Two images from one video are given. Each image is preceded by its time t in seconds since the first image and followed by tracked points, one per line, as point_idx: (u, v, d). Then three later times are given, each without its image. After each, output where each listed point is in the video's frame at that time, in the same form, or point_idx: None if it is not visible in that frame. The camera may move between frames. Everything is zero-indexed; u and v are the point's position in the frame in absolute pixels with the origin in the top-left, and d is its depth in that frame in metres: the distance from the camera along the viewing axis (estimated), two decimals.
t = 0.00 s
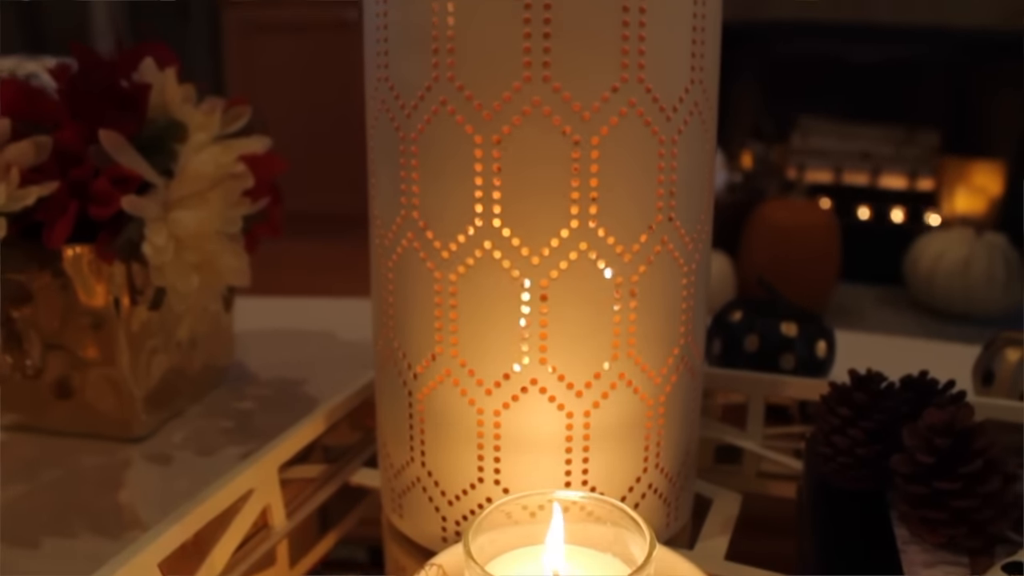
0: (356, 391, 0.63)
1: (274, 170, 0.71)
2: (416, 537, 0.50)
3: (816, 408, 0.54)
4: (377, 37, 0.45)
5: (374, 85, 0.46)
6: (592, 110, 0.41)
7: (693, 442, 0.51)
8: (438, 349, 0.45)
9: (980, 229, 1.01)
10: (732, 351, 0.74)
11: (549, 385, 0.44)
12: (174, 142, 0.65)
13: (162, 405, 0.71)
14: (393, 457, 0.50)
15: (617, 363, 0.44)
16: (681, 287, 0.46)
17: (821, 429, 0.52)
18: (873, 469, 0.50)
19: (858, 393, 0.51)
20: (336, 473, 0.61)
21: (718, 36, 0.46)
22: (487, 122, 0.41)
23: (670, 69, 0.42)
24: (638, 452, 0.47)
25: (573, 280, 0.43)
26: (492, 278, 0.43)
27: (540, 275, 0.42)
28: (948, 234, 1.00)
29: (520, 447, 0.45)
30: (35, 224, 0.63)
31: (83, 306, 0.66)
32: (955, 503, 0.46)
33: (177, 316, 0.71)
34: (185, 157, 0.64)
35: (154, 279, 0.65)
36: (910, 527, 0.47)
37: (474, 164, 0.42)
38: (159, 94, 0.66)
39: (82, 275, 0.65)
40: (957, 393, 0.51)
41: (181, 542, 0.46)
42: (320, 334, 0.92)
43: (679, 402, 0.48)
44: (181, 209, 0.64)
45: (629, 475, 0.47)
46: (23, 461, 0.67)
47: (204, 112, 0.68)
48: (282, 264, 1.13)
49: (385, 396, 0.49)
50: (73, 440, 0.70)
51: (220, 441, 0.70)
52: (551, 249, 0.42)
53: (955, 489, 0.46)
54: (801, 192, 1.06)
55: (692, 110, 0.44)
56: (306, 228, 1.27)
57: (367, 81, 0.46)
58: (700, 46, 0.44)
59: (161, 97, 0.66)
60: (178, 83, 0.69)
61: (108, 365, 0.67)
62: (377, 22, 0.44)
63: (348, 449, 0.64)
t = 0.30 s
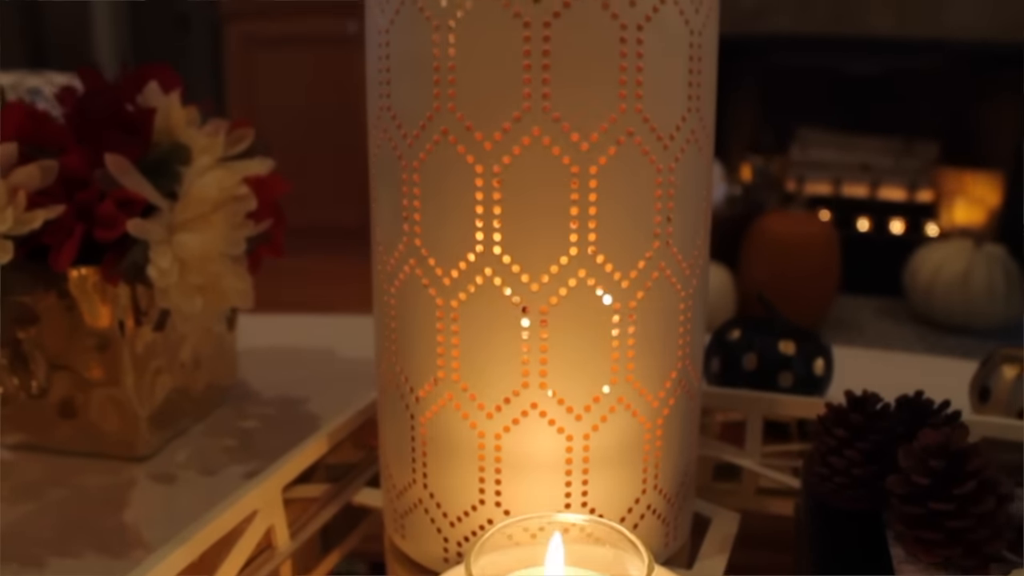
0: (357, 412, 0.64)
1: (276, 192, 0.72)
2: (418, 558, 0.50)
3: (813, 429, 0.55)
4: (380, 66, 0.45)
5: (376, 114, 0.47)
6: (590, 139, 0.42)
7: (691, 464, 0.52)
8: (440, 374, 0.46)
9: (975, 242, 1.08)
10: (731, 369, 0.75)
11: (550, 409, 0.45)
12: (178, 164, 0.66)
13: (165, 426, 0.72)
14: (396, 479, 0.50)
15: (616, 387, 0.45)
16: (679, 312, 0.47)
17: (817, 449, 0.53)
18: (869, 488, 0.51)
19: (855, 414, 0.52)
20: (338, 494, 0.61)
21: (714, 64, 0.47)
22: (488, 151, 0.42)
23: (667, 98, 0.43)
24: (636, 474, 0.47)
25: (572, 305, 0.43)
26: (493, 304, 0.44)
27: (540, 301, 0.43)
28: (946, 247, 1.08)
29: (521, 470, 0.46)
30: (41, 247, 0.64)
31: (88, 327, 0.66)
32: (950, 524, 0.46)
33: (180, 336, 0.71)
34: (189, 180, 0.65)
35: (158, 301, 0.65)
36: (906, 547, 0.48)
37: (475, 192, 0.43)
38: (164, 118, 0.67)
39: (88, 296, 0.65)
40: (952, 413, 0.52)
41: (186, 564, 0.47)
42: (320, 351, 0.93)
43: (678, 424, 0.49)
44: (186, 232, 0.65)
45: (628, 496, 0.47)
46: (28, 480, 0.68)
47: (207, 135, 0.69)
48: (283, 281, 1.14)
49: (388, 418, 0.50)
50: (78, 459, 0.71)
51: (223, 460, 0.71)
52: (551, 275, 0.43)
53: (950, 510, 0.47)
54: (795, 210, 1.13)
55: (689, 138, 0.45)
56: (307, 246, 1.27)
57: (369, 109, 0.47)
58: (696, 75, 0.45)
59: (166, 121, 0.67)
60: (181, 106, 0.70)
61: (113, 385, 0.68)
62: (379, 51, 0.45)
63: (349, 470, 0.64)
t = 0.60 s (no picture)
0: (360, 431, 0.65)
1: (281, 212, 0.73)
2: None
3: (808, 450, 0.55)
4: (386, 93, 0.46)
5: (382, 141, 0.47)
6: (592, 169, 0.43)
7: (690, 484, 0.52)
8: (443, 396, 0.47)
9: (971, 257, 1.19)
10: (730, 389, 0.76)
11: (551, 432, 0.45)
12: (185, 185, 0.67)
13: (169, 443, 0.73)
14: (399, 499, 0.51)
15: (616, 410, 0.46)
16: (678, 336, 0.48)
17: (811, 470, 0.53)
18: (863, 509, 0.52)
19: (850, 436, 0.53)
20: (340, 512, 0.62)
21: (714, 93, 0.48)
22: (491, 179, 0.43)
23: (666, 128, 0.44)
24: (636, 495, 0.48)
25: (573, 330, 0.44)
26: (495, 328, 0.45)
27: (541, 325, 0.44)
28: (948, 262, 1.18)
29: (522, 491, 0.46)
30: (49, 268, 0.65)
31: (94, 346, 0.67)
32: (945, 545, 0.47)
33: (185, 355, 0.72)
34: (195, 202, 0.66)
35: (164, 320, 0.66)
36: (901, 567, 0.48)
37: (478, 219, 0.44)
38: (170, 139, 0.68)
39: (95, 315, 0.66)
40: (945, 435, 0.53)
41: None
42: (322, 368, 0.93)
43: (677, 446, 0.49)
44: (191, 252, 0.66)
45: (628, 517, 0.48)
46: (33, 497, 0.69)
47: (213, 155, 0.70)
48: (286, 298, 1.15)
49: (391, 439, 0.51)
50: (83, 476, 0.72)
51: (227, 477, 0.71)
52: (552, 301, 0.44)
53: (944, 531, 0.48)
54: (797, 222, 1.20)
55: (688, 166, 0.46)
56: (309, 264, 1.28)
57: (374, 135, 0.48)
58: (695, 104, 0.46)
59: (172, 142, 0.68)
60: (187, 127, 0.72)
61: (118, 403, 0.69)
62: (385, 79, 0.46)
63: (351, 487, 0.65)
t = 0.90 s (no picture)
0: (362, 450, 0.66)
1: (284, 233, 0.74)
2: None
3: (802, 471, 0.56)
4: (389, 122, 0.48)
5: (385, 169, 0.49)
6: (590, 199, 0.44)
7: (687, 504, 0.53)
8: (445, 420, 0.48)
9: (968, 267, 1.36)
10: (727, 407, 0.77)
11: (551, 454, 0.46)
12: (189, 208, 0.68)
13: (172, 462, 0.74)
14: (401, 519, 0.52)
15: (614, 432, 0.47)
16: (674, 360, 0.49)
17: (806, 490, 0.54)
18: (857, 529, 0.53)
19: (843, 457, 0.54)
20: (342, 531, 0.63)
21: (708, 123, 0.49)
22: (492, 209, 0.44)
23: (662, 158, 0.45)
24: (634, 516, 0.49)
25: (572, 355, 0.45)
26: (496, 354, 0.46)
27: (541, 350, 0.45)
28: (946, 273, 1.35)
29: (522, 512, 0.47)
30: (55, 289, 0.66)
31: (100, 366, 0.68)
32: (936, 564, 0.48)
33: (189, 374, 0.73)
34: (199, 225, 0.67)
35: (169, 341, 0.67)
36: None
37: (479, 247, 0.45)
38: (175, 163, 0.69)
39: (101, 337, 0.67)
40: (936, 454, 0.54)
41: None
42: (324, 385, 0.94)
43: (673, 467, 0.50)
44: (196, 274, 0.67)
45: (626, 537, 0.49)
46: (37, 516, 0.69)
47: (217, 177, 0.71)
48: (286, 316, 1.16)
49: (393, 460, 0.52)
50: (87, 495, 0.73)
51: (230, 496, 0.72)
52: (552, 327, 0.45)
53: (936, 551, 0.48)
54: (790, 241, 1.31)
55: (684, 195, 0.47)
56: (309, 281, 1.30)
57: (377, 164, 0.49)
58: (691, 134, 0.47)
59: (178, 165, 0.69)
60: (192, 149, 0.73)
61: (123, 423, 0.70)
62: (388, 109, 0.47)
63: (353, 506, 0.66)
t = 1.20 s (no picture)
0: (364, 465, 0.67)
1: (288, 251, 0.75)
2: None
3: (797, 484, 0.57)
4: (392, 148, 0.49)
5: (388, 193, 0.50)
6: (588, 223, 0.45)
7: (683, 518, 0.54)
8: (447, 437, 0.49)
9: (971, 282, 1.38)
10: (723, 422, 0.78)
11: (550, 470, 0.48)
12: (195, 226, 0.69)
13: (177, 476, 0.75)
14: (404, 534, 0.53)
15: (612, 449, 0.48)
16: (670, 378, 0.50)
17: (800, 504, 0.56)
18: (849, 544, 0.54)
19: (836, 471, 0.55)
20: (344, 546, 0.64)
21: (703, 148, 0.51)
22: (493, 233, 0.46)
23: (658, 182, 0.46)
24: (631, 530, 0.50)
25: (571, 374, 0.47)
26: (496, 372, 0.47)
27: (541, 370, 0.46)
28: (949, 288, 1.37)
29: (521, 526, 0.49)
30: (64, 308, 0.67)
31: (107, 382, 0.69)
32: None
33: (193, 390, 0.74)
34: (204, 244, 0.68)
35: (175, 358, 0.68)
36: None
37: (480, 269, 0.46)
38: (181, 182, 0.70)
39: (108, 354, 0.68)
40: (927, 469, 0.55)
41: None
42: (325, 399, 0.96)
43: (670, 483, 0.52)
44: (201, 292, 0.68)
45: (623, 551, 0.50)
46: (44, 528, 0.71)
47: (222, 197, 0.72)
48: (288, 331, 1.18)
49: (396, 476, 0.53)
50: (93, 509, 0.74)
51: (234, 510, 0.73)
52: (551, 347, 0.46)
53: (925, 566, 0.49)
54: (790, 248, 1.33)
55: (680, 219, 0.48)
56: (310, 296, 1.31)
57: (381, 189, 0.51)
58: (686, 159, 0.48)
59: (184, 185, 0.71)
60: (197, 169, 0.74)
61: (129, 438, 0.71)
62: (391, 136, 0.49)
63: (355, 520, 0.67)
